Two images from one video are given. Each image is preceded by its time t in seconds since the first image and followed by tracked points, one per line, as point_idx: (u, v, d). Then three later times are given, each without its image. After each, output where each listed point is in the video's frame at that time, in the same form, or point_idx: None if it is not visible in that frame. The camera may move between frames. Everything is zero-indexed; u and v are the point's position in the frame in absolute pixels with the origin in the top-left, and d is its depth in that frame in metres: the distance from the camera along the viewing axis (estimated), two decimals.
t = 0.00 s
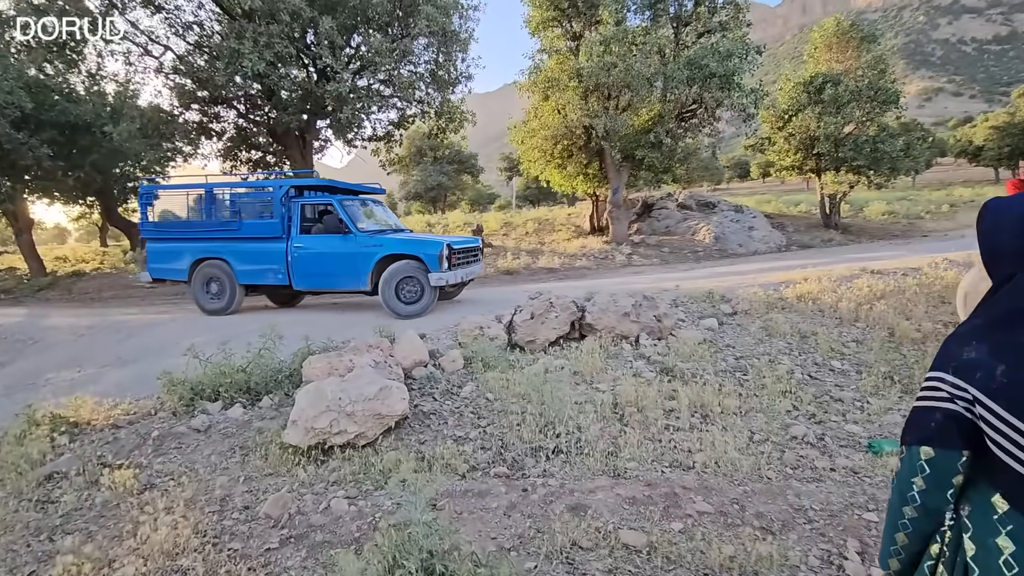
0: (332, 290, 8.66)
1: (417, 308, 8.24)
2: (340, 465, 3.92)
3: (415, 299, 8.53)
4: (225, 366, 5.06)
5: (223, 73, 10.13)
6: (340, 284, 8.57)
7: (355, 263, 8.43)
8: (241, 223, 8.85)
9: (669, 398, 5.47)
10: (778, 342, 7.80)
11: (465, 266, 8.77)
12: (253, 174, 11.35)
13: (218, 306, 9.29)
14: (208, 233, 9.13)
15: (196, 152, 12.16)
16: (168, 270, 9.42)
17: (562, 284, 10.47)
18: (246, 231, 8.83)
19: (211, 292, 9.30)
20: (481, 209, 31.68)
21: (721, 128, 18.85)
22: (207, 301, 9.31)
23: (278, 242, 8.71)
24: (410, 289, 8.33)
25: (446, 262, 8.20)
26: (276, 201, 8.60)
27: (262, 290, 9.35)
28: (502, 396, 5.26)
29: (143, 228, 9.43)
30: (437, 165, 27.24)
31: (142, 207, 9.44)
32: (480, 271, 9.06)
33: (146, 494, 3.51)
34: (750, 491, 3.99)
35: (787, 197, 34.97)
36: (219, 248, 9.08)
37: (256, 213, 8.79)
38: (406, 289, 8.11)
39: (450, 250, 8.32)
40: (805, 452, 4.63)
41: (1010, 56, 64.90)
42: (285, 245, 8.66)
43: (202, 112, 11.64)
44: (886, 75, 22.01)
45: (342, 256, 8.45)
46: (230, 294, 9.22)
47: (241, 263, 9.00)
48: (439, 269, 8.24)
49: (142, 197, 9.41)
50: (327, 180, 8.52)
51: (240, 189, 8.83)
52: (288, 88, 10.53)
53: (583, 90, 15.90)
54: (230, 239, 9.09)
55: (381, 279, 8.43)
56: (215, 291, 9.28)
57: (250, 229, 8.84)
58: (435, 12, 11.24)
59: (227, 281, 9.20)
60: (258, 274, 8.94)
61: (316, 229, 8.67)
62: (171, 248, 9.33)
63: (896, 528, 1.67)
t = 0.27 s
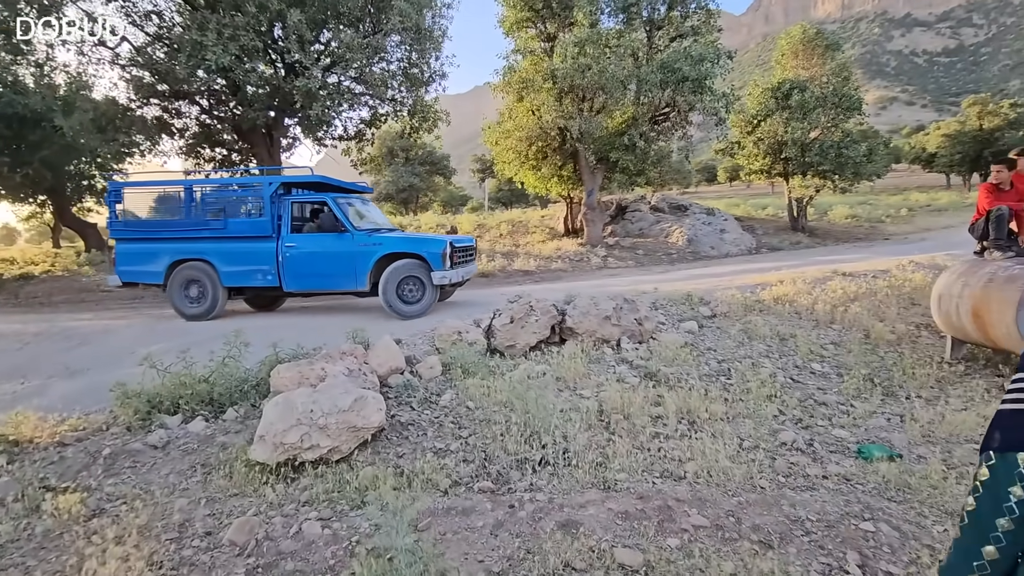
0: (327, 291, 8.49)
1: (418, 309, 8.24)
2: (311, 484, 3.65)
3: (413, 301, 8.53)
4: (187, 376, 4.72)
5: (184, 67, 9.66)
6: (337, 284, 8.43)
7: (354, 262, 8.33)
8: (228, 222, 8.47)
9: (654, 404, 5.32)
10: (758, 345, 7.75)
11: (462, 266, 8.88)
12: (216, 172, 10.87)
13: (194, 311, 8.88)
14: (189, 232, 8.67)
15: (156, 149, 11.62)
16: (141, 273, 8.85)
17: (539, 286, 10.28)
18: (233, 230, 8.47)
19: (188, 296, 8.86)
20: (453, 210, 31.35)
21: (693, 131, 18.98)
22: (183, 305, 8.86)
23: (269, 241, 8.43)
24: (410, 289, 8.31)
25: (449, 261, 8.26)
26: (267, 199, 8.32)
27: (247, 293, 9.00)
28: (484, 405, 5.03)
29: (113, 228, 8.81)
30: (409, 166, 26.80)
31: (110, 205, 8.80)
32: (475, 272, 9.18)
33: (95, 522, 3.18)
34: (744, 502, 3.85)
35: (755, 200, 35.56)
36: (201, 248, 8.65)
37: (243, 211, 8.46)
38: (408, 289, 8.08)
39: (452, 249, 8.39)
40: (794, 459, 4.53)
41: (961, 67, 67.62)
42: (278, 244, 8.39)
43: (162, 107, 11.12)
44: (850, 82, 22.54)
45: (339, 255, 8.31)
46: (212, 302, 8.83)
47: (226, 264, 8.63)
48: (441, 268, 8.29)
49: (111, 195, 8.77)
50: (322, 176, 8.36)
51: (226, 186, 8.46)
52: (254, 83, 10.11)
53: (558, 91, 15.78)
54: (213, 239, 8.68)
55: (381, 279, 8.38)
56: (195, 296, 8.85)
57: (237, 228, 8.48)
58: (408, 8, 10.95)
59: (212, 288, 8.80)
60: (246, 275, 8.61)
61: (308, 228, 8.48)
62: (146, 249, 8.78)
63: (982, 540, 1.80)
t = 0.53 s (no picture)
0: (325, 291, 8.45)
1: (417, 309, 8.35)
2: (281, 504, 3.41)
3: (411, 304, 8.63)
4: (147, 387, 4.42)
5: (146, 59, 9.22)
6: (336, 284, 8.43)
7: (354, 262, 8.37)
8: (217, 221, 8.20)
9: (638, 412, 5.18)
10: (737, 348, 7.71)
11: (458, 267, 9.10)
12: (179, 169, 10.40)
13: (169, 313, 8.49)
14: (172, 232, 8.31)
15: (116, 146, 11.10)
16: (117, 275, 8.38)
17: (516, 289, 10.10)
18: (222, 229, 8.20)
19: (168, 297, 8.47)
20: (427, 212, 30.98)
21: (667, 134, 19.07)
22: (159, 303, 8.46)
23: (262, 241, 8.26)
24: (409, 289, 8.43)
25: (452, 260, 8.46)
26: (260, 197, 8.14)
27: (233, 296, 8.69)
28: (464, 414, 4.82)
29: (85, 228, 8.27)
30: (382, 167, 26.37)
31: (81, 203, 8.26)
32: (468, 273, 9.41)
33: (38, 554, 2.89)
34: (735, 514, 3.74)
35: (726, 203, 36.03)
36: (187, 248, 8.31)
37: (233, 210, 8.21)
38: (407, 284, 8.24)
39: (453, 249, 8.61)
40: (782, 466, 4.44)
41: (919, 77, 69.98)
42: (272, 244, 8.23)
43: (122, 102, 10.62)
44: (818, 89, 23.02)
45: (338, 255, 8.32)
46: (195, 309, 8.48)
47: (214, 264, 8.35)
48: (443, 267, 8.47)
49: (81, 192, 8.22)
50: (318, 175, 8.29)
51: (214, 183, 8.18)
52: (221, 78, 9.72)
53: (534, 92, 15.65)
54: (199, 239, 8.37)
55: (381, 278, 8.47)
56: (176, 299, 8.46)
57: (227, 227, 8.22)
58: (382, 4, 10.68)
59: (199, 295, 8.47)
60: (236, 276, 8.37)
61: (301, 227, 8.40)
62: (123, 250, 8.32)
63: None
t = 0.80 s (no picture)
0: (325, 291, 8.38)
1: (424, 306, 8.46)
2: (251, 523, 3.21)
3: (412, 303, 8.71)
4: (105, 396, 4.16)
5: (107, 50, 8.82)
6: (336, 283, 8.37)
7: (356, 260, 8.36)
8: (209, 218, 7.94)
9: (623, 416, 5.06)
10: (718, 350, 7.67)
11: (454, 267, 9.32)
12: (143, 165, 9.97)
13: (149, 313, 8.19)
14: (159, 230, 7.98)
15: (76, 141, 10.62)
16: (98, 276, 7.97)
17: (496, 291, 9.93)
18: (215, 227, 7.95)
19: (153, 294, 8.15)
20: (403, 212, 30.60)
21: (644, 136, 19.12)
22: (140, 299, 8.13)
23: (257, 239, 8.07)
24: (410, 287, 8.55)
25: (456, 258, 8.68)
26: (255, 193, 7.93)
27: (224, 297, 8.41)
28: (445, 421, 4.63)
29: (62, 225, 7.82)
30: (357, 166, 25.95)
31: (57, 200, 7.80)
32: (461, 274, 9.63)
33: None
34: (726, 523, 3.64)
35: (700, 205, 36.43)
36: (175, 247, 8.00)
37: (226, 207, 7.96)
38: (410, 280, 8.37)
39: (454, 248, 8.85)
40: (770, 472, 4.36)
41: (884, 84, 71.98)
42: (268, 242, 8.05)
43: (82, 94, 10.16)
44: (790, 94, 23.39)
45: (339, 254, 8.28)
46: (181, 316, 8.23)
47: (205, 264, 8.08)
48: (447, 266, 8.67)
49: (57, 188, 7.77)
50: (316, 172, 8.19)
51: (203, 180, 7.91)
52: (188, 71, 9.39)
53: (513, 92, 15.50)
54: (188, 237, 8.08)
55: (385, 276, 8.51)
56: (163, 300, 8.15)
57: (220, 224, 7.98)
58: None
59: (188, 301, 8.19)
60: (229, 275, 8.13)
61: (298, 225, 8.28)
62: (105, 249, 7.93)
63: None
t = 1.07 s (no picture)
0: (331, 289, 8.37)
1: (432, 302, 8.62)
2: (223, 543, 3.02)
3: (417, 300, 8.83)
4: (65, 406, 3.91)
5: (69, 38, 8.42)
6: (342, 281, 8.40)
7: (361, 258, 8.43)
8: (210, 214, 7.81)
9: (611, 420, 4.95)
10: (702, 351, 7.61)
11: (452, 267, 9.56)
12: (108, 160, 9.58)
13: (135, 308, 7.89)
14: (153, 227, 7.76)
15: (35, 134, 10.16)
16: (85, 275, 7.62)
17: (476, 291, 9.75)
18: (216, 223, 7.83)
19: (146, 290, 7.87)
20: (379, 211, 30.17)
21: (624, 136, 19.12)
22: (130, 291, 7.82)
23: (259, 236, 7.99)
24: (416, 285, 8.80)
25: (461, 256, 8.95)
26: (259, 190, 7.90)
27: (222, 297, 8.25)
28: (428, 427, 4.45)
29: (47, 222, 7.46)
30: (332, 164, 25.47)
31: (40, 194, 7.43)
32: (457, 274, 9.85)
33: None
34: (721, 531, 3.54)
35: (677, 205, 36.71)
36: (172, 245, 7.80)
37: (227, 204, 7.87)
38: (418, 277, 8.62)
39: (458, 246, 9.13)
40: (761, 476, 4.29)
41: (853, 88, 73.66)
42: (271, 239, 8.01)
43: (42, 85, 9.71)
44: (765, 97, 23.67)
45: (344, 251, 8.32)
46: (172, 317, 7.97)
47: (203, 262, 7.92)
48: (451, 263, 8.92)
49: (41, 182, 7.40)
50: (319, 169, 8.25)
51: (201, 176, 7.81)
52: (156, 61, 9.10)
53: (492, 90, 15.32)
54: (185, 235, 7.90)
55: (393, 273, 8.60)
56: (157, 299, 7.89)
57: (221, 221, 7.87)
58: None
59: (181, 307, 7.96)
60: (229, 274, 7.99)
61: (299, 223, 8.24)
62: (94, 246, 7.61)
63: None
